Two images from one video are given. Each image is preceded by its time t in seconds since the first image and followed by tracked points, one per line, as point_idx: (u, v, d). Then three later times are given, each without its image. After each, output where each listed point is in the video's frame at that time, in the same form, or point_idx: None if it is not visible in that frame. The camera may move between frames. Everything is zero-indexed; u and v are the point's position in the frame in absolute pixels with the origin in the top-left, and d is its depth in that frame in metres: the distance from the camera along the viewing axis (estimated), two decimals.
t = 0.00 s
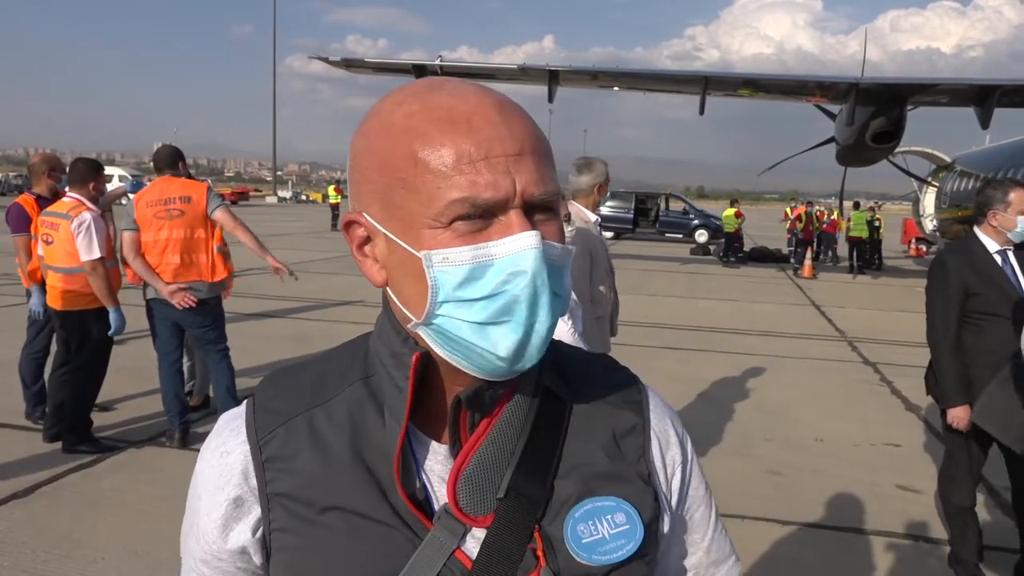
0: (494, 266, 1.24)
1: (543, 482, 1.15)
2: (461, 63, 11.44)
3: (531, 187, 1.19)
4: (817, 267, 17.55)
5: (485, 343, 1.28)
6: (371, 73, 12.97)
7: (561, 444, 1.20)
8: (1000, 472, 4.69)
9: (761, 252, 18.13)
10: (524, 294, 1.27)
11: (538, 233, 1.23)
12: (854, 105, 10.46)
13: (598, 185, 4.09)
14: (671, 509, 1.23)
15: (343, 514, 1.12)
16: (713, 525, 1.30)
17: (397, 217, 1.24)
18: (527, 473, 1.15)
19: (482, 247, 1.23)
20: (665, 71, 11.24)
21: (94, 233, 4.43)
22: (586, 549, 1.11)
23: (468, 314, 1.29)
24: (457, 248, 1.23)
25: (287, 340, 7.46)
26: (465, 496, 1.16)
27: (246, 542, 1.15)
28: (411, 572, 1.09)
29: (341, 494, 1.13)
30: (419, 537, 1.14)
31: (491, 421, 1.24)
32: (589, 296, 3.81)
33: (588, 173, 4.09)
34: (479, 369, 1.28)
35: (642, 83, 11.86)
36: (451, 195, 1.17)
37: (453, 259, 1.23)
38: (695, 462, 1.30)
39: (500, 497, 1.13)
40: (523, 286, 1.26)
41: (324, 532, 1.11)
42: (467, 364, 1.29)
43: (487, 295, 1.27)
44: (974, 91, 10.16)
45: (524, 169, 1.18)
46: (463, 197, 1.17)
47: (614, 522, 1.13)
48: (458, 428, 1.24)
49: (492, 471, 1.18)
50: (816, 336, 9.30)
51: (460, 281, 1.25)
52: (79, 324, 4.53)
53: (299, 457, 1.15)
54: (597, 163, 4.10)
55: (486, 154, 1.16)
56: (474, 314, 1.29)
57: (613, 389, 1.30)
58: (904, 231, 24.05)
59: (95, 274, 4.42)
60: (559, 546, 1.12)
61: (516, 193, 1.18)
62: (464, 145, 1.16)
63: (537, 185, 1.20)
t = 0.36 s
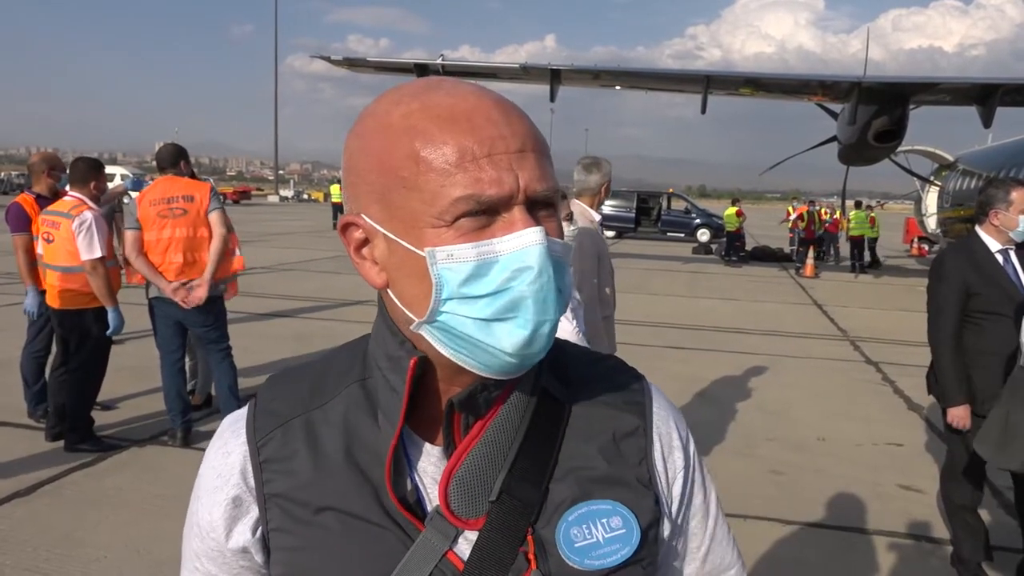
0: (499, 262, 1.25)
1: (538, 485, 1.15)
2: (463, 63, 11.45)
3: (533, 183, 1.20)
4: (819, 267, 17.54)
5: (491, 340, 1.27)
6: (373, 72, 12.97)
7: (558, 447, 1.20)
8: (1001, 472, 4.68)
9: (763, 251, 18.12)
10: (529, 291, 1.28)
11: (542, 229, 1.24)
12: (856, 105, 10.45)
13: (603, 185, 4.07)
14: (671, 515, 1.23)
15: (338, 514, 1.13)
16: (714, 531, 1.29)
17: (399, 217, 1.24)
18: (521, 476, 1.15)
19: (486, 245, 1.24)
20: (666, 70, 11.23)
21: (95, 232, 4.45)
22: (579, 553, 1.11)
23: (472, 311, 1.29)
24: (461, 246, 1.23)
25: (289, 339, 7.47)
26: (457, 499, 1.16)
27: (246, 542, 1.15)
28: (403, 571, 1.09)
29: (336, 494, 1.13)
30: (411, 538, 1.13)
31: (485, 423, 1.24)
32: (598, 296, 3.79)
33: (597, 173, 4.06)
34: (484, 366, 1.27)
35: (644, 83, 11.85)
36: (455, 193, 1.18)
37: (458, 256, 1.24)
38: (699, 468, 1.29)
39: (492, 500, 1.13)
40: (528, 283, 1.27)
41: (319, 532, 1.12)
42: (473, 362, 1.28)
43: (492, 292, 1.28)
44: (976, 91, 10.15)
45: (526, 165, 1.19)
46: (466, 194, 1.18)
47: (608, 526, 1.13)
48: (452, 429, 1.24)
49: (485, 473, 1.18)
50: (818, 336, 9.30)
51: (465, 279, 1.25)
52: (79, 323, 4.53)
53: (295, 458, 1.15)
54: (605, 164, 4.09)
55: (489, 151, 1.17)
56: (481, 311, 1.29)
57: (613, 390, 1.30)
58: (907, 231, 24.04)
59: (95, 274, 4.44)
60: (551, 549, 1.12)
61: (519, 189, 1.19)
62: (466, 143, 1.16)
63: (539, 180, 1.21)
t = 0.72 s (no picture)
0: (485, 270, 1.25)
1: (538, 484, 1.15)
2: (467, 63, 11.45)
3: (522, 191, 1.20)
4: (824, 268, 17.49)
5: (475, 346, 1.28)
6: (378, 73, 12.98)
7: (558, 446, 1.20)
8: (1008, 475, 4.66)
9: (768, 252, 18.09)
10: (515, 299, 1.28)
11: (528, 238, 1.24)
12: (862, 106, 10.42)
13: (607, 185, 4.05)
14: (671, 513, 1.22)
15: (341, 513, 1.13)
16: (713, 529, 1.29)
17: (390, 222, 1.25)
18: (521, 474, 1.15)
19: (473, 253, 1.24)
20: (671, 71, 11.22)
21: (99, 233, 4.47)
22: (578, 551, 1.11)
23: (458, 317, 1.30)
24: (447, 253, 1.24)
25: (294, 339, 7.48)
26: (458, 498, 1.16)
27: (253, 542, 1.16)
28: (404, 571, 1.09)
29: (339, 495, 1.13)
30: (413, 536, 1.13)
31: (485, 422, 1.24)
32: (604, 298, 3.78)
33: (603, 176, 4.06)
34: (472, 368, 1.28)
35: (649, 83, 11.84)
36: (442, 200, 1.18)
37: (444, 264, 1.25)
38: (699, 468, 1.29)
39: (493, 498, 1.13)
40: (513, 293, 1.27)
41: (322, 531, 1.12)
42: (460, 364, 1.29)
43: (476, 301, 1.29)
44: (983, 91, 10.10)
45: (515, 173, 1.18)
46: (454, 202, 1.18)
47: (608, 524, 1.13)
48: (452, 429, 1.24)
49: (486, 472, 1.18)
50: (823, 337, 9.27)
51: (452, 285, 1.27)
52: (83, 323, 4.55)
53: (299, 459, 1.16)
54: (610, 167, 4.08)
55: (477, 159, 1.17)
56: (466, 318, 1.29)
57: (613, 391, 1.30)
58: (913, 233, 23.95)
59: (99, 274, 4.45)
60: (551, 547, 1.12)
61: (506, 198, 1.19)
62: (455, 150, 1.17)
63: (528, 188, 1.20)
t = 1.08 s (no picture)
0: (486, 263, 1.26)
1: (536, 478, 1.16)
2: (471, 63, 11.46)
3: (522, 182, 1.20)
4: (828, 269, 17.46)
5: (474, 341, 1.29)
6: (382, 72, 12.99)
7: (557, 442, 1.21)
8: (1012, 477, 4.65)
9: (772, 253, 18.08)
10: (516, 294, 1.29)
11: (529, 233, 1.25)
12: (867, 107, 10.40)
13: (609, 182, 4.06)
14: (666, 509, 1.24)
15: (342, 505, 1.14)
16: (705, 523, 1.31)
17: (392, 215, 1.25)
18: (519, 470, 1.16)
19: (474, 246, 1.25)
20: (676, 71, 11.21)
21: (101, 231, 4.50)
22: (575, 545, 1.12)
23: (460, 312, 1.30)
24: (450, 246, 1.25)
25: (298, 339, 7.49)
26: (458, 492, 1.16)
27: (256, 533, 1.17)
28: (404, 564, 1.10)
29: (340, 487, 1.14)
30: (412, 528, 1.14)
31: (486, 418, 1.25)
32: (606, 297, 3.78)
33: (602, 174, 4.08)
34: (470, 364, 1.29)
35: (653, 84, 11.84)
36: (444, 191, 1.19)
37: (448, 257, 1.25)
38: (694, 463, 1.31)
39: (492, 493, 1.14)
40: (512, 288, 1.28)
41: (323, 523, 1.13)
42: (458, 360, 1.30)
43: (478, 294, 1.29)
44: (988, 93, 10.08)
45: (515, 165, 1.19)
46: (455, 191, 1.19)
47: (605, 519, 1.14)
48: (452, 424, 1.25)
49: (486, 466, 1.19)
50: (827, 339, 9.26)
51: (453, 280, 1.27)
52: (85, 321, 4.57)
53: (302, 452, 1.17)
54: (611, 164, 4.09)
55: (478, 151, 1.18)
56: (468, 312, 1.30)
57: (612, 387, 1.31)
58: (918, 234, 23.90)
59: (101, 273, 4.48)
60: (549, 541, 1.13)
61: (506, 188, 1.19)
62: (456, 142, 1.18)
63: (528, 180, 1.21)
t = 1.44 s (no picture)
0: (494, 268, 1.26)
1: (539, 477, 1.17)
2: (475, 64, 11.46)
3: (530, 187, 1.21)
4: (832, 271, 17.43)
5: (481, 344, 1.28)
6: (386, 72, 12.99)
7: (559, 440, 1.21)
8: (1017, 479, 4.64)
9: (776, 254, 18.05)
10: (525, 298, 1.29)
11: (538, 239, 1.26)
12: (871, 108, 10.39)
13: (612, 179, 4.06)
14: (667, 507, 1.24)
15: (346, 505, 1.14)
16: (706, 522, 1.32)
17: (400, 219, 1.25)
18: (522, 469, 1.16)
19: (483, 251, 1.25)
20: (679, 72, 11.20)
21: (105, 231, 4.52)
22: (578, 543, 1.12)
23: (468, 315, 1.30)
24: (459, 250, 1.25)
25: (301, 339, 7.50)
26: (462, 490, 1.16)
27: (260, 532, 1.17)
28: (408, 563, 1.11)
29: (345, 487, 1.15)
30: (416, 528, 1.15)
31: (489, 418, 1.25)
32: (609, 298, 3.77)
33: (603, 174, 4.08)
34: (478, 366, 1.29)
35: (657, 84, 11.82)
36: (453, 195, 1.19)
37: (456, 261, 1.26)
38: (694, 462, 1.31)
39: (495, 492, 1.14)
40: (521, 292, 1.28)
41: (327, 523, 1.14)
42: (467, 363, 1.30)
43: (487, 298, 1.29)
44: (992, 94, 10.07)
45: (524, 170, 1.20)
46: (464, 196, 1.19)
47: (607, 517, 1.14)
48: (456, 424, 1.26)
49: (489, 466, 1.19)
50: (830, 340, 9.25)
51: (463, 283, 1.27)
52: (88, 321, 4.57)
53: (305, 453, 1.17)
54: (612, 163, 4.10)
55: (487, 156, 1.18)
56: (476, 315, 1.30)
57: (614, 386, 1.31)
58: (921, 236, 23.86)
59: (104, 272, 4.50)
60: (552, 540, 1.13)
61: (515, 194, 1.20)
62: (465, 147, 1.18)
63: (536, 185, 1.22)
